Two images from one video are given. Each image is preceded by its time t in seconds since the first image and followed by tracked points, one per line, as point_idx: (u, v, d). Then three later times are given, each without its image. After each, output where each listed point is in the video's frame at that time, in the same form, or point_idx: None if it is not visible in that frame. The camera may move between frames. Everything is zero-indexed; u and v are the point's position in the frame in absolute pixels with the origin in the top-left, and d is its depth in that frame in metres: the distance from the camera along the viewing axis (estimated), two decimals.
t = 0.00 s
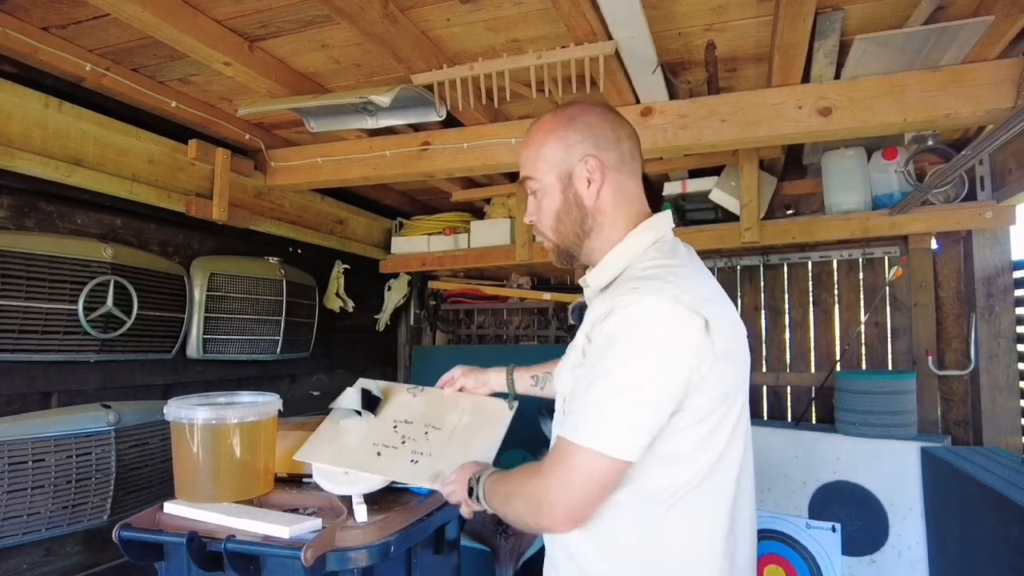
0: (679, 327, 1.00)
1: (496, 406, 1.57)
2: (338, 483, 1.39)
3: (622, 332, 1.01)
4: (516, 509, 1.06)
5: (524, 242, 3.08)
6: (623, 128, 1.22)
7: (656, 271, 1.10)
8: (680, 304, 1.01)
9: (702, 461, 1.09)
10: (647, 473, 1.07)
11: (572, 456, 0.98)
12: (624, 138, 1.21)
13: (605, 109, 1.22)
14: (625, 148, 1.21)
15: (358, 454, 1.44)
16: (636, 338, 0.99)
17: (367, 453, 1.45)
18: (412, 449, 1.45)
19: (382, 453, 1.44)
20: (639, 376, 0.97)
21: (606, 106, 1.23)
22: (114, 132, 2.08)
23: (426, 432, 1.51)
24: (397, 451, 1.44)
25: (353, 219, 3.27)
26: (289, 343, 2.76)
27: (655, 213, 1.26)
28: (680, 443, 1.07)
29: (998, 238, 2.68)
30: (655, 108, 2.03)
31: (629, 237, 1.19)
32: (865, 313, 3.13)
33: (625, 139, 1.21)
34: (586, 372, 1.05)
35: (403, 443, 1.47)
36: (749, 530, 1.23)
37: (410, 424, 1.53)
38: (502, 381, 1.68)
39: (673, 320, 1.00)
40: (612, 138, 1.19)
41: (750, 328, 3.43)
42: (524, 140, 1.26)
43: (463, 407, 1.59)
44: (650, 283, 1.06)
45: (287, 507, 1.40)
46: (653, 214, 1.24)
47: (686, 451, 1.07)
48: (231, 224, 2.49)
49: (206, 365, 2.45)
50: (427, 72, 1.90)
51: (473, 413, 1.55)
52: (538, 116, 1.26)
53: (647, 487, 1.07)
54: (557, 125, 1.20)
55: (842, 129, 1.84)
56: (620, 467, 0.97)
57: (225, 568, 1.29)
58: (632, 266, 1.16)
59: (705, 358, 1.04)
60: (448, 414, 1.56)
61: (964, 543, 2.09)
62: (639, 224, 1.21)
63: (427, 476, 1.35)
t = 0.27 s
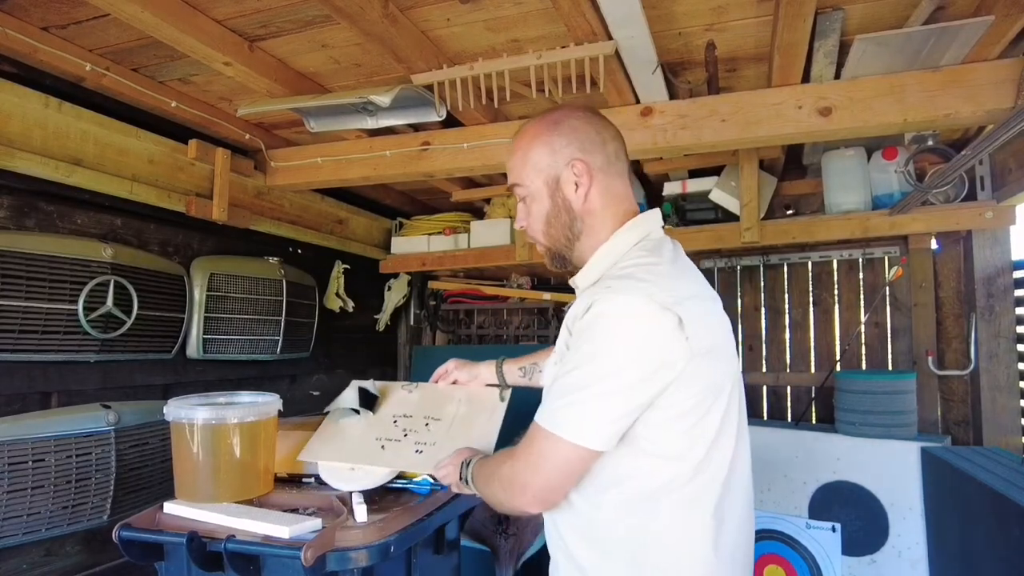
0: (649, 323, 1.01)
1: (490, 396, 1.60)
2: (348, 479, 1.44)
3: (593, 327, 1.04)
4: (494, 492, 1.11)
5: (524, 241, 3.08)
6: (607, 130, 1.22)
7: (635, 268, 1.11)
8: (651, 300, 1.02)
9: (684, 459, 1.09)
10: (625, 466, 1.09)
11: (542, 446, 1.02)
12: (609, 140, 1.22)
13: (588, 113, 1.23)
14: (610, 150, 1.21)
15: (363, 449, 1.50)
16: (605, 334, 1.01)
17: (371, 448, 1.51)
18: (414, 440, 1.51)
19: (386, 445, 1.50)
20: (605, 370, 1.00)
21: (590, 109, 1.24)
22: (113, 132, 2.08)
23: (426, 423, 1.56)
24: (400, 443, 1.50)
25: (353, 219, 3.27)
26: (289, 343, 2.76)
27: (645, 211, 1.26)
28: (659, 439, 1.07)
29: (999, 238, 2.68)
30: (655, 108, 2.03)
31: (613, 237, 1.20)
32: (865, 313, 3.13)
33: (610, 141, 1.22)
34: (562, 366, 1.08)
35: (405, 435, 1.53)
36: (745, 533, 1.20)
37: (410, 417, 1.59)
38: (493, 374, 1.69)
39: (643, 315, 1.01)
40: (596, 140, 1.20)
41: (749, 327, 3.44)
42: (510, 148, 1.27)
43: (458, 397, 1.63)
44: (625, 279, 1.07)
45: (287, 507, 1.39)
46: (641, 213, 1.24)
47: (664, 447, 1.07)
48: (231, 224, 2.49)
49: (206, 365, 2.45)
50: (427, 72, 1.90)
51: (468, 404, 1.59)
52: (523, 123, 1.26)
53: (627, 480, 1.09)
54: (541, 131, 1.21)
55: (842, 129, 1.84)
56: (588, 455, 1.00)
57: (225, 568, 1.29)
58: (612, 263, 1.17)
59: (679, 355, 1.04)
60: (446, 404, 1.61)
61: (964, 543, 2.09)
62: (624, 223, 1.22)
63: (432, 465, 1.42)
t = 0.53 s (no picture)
0: (647, 322, 1.01)
1: (492, 399, 1.60)
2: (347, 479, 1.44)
3: (591, 327, 1.03)
4: (495, 497, 1.10)
5: (524, 242, 3.08)
6: (597, 131, 1.22)
7: (631, 268, 1.11)
8: (648, 299, 1.03)
9: (681, 457, 1.09)
10: (624, 467, 1.08)
11: (543, 448, 1.01)
12: (599, 140, 1.21)
13: (578, 114, 1.23)
14: (601, 150, 1.21)
15: (363, 449, 1.50)
16: (604, 333, 1.01)
17: (372, 448, 1.51)
18: (415, 443, 1.51)
19: (387, 447, 1.50)
20: (605, 370, 1.00)
21: (580, 111, 1.24)
22: (114, 132, 2.08)
23: (428, 426, 1.56)
24: (401, 444, 1.50)
25: (353, 219, 3.27)
26: (289, 343, 2.76)
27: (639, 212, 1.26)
28: (657, 438, 1.07)
29: (999, 238, 2.69)
30: (655, 108, 2.03)
31: (608, 237, 1.20)
32: (865, 313, 3.14)
33: (600, 141, 1.21)
34: (560, 367, 1.08)
35: (407, 437, 1.53)
36: (739, 531, 1.21)
37: (412, 420, 1.59)
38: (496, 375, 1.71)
39: (640, 314, 1.01)
40: (586, 142, 1.20)
41: (750, 327, 3.43)
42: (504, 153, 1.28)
43: (461, 400, 1.63)
44: (621, 278, 1.07)
45: (287, 507, 1.39)
46: (635, 213, 1.24)
47: (662, 446, 1.07)
48: (231, 224, 2.49)
49: (206, 365, 2.45)
50: (427, 72, 1.90)
51: (471, 408, 1.59)
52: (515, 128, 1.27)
53: (625, 481, 1.09)
54: (532, 134, 1.21)
55: (842, 129, 1.84)
56: (589, 456, 1.00)
57: (225, 568, 1.29)
58: (609, 263, 1.17)
59: (676, 354, 1.04)
60: (448, 407, 1.62)
61: (964, 543, 2.09)
62: (618, 224, 1.22)
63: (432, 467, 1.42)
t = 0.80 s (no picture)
0: (643, 321, 1.02)
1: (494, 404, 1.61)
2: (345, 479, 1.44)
3: (588, 327, 1.04)
4: (495, 501, 1.10)
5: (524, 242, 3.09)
6: (588, 133, 1.22)
7: (626, 267, 1.12)
8: (644, 298, 1.03)
9: (676, 455, 1.10)
10: (621, 466, 1.09)
11: (542, 449, 1.02)
12: (591, 141, 1.21)
13: (570, 117, 1.23)
14: (592, 152, 1.21)
15: (362, 449, 1.51)
16: (601, 333, 1.02)
17: (371, 448, 1.51)
18: (414, 443, 1.51)
19: (386, 447, 1.51)
20: (602, 370, 1.00)
21: (572, 113, 1.24)
22: (114, 132, 2.08)
23: (428, 428, 1.57)
24: (400, 444, 1.51)
25: (353, 220, 3.27)
26: (290, 343, 2.77)
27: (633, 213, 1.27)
28: (653, 437, 1.08)
29: (998, 239, 2.69)
30: (655, 109, 2.04)
31: (603, 238, 1.20)
32: (865, 313, 3.14)
33: (591, 143, 1.21)
34: (557, 368, 1.08)
35: (406, 438, 1.53)
36: (735, 528, 1.22)
37: (412, 422, 1.60)
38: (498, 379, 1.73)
39: (636, 313, 1.02)
40: (577, 144, 1.20)
41: (749, 328, 3.44)
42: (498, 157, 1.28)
43: (462, 405, 1.64)
44: (617, 278, 1.08)
45: (287, 507, 1.40)
46: (629, 214, 1.25)
47: (658, 445, 1.08)
48: (231, 224, 2.49)
49: (206, 365, 2.45)
50: (428, 73, 1.90)
51: (471, 412, 1.61)
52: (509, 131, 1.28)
53: (622, 480, 1.09)
54: (525, 138, 1.22)
55: (842, 129, 1.84)
56: (588, 457, 1.00)
57: (225, 568, 1.30)
58: (605, 263, 1.17)
59: (671, 352, 1.05)
60: (449, 411, 1.63)
61: (963, 542, 2.09)
62: (613, 225, 1.22)
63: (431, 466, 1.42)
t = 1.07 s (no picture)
0: (640, 321, 1.02)
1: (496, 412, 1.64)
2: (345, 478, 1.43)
3: (585, 328, 1.04)
4: (494, 504, 1.10)
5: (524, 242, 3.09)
6: (587, 133, 1.23)
7: (623, 267, 1.12)
8: (641, 298, 1.03)
9: (674, 455, 1.10)
10: (619, 466, 1.09)
11: (541, 451, 1.01)
12: (588, 141, 1.22)
13: (569, 117, 1.23)
14: (589, 152, 1.22)
15: (363, 444, 1.51)
16: (598, 334, 1.02)
17: (371, 444, 1.52)
18: (415, 440, 1.52)
19: (386, 442, 1.51)
20: (600, 370, 1.00)
21: (571, 114, 1.25)
22: (114, 132, 2.08)
23: (428, 429, 1.58)
24: (400, 441, 1.51)
25: (353, 220, 3.27)
26: (290, 343, 2.77)
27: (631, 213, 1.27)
28: (651, 437, 1.08)
29: (998, 238, 2.69)
30: (655, 109, 2.04)
31: (600, 238, 1.20)
32: (865, 313, 3.14)
33: (589, 143, 1.22)
34: (555, 369, 1.08)
35: (406, 436, 1.54)
36: (734, 528, 1.22)
37: (412, 424, 1.61)
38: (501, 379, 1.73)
39: (633, 313, 1.02)
40: (575, 144, 1.21)
41: (749, 328, 3.44)
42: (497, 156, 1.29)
43: (462, 412, 1.67)
44: (613, 278, 1.08)
45: (287, 507, 1.40)
46: (627, 213, 1.25)
47: (656, 445, 1.08)
48: (231, 224, 2.49)
49: (206, 365, 2.45)
50: (428, 73, 1.90)
51: (471, 418, 1.63)
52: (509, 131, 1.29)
53: (620, 481, 1.09)
54: (523, 137, 1.23)
55: (842, 129, 1.84)
56: (586, 458, 1.00)
57: (225, 568, 1.30)
58: (602, 263, 1.17)
59: (669, 352, 1.05)
60: (449, 416, 1.65)
61: (963, 542, 2.09)
62: (610, 224, 1.22)
63: (431, 459, 1.43)
